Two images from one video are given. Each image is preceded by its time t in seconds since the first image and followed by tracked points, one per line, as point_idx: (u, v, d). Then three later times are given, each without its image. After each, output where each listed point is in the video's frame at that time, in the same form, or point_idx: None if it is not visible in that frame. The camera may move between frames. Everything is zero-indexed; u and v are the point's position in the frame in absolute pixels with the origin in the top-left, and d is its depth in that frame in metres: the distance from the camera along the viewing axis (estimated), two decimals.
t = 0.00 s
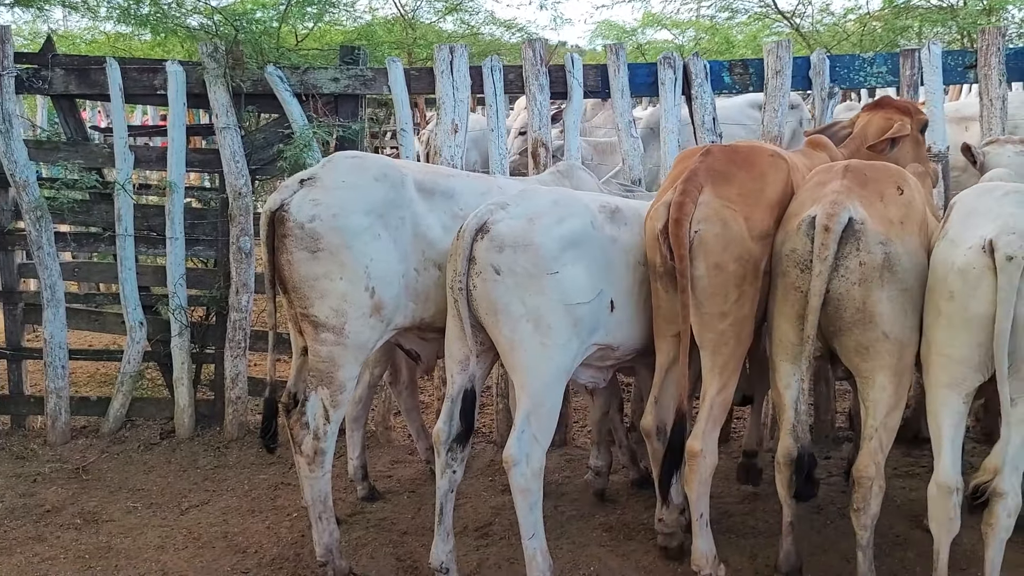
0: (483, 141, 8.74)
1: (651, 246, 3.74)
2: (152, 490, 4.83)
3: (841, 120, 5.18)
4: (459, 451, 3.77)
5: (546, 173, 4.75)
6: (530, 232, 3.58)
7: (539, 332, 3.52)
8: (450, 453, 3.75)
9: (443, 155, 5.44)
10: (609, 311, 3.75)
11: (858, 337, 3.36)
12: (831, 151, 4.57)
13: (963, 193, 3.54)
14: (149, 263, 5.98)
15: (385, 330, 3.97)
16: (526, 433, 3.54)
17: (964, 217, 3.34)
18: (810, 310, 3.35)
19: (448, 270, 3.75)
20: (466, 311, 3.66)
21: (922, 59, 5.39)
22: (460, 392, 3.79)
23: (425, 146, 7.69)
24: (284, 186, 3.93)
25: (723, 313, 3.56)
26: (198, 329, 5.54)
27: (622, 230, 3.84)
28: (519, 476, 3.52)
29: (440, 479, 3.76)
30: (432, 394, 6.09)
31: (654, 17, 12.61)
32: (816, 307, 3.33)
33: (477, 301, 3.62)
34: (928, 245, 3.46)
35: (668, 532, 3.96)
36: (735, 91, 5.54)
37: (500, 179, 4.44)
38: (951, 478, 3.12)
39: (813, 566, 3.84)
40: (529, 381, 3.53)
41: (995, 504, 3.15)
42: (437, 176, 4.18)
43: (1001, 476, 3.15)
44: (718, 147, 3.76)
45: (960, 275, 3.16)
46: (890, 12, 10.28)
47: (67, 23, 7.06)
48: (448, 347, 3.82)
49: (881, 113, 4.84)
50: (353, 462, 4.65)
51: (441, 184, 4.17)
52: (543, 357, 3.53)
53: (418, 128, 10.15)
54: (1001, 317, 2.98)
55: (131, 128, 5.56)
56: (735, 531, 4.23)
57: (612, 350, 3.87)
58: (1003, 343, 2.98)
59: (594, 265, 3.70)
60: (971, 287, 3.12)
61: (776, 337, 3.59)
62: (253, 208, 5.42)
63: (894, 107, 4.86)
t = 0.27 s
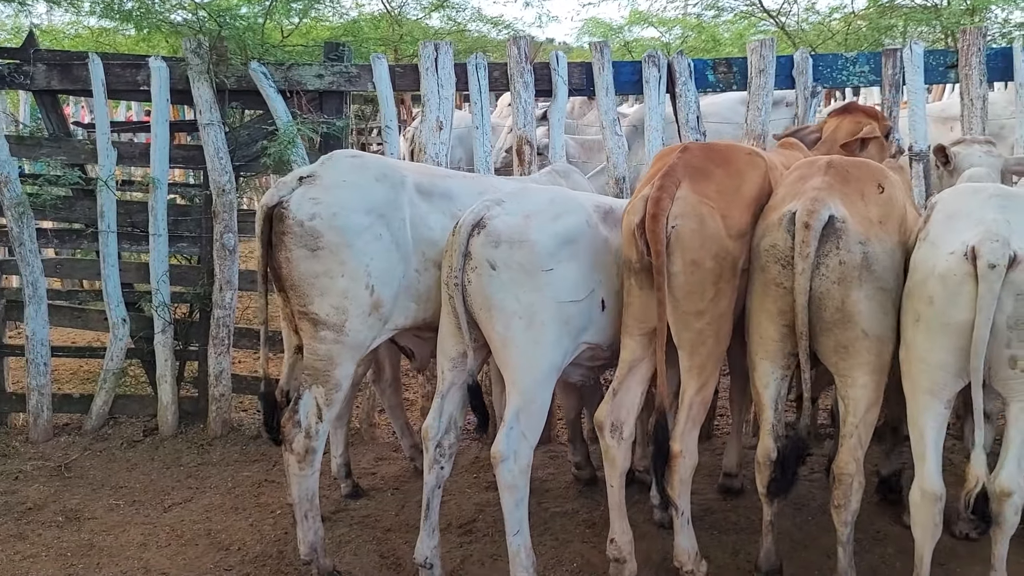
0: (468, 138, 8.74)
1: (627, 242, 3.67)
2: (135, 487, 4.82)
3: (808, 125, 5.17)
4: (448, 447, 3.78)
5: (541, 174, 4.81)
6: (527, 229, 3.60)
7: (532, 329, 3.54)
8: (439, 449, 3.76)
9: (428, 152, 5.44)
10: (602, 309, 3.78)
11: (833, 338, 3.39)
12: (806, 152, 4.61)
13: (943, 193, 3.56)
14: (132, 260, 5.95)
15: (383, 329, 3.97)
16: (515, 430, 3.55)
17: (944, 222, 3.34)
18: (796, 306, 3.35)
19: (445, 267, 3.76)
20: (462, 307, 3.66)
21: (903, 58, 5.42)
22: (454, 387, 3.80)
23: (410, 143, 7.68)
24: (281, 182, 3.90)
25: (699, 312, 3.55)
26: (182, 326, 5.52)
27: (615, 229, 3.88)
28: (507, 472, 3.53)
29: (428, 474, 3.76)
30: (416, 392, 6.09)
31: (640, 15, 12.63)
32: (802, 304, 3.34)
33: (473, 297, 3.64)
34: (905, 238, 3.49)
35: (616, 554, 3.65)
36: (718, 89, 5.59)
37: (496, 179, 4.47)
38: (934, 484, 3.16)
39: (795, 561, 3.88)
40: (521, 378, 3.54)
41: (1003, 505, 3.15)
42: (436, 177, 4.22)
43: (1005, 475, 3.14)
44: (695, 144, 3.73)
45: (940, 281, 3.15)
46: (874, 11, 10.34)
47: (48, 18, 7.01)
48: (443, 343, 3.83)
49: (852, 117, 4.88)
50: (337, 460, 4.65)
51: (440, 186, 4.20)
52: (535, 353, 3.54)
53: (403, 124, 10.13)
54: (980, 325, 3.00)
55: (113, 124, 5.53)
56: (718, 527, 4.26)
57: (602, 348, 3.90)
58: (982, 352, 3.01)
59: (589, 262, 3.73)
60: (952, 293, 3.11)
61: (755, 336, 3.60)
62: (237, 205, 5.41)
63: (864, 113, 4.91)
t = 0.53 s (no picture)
0: (455, 137, 8.77)
1: (602, 243, 3.65)
2: (119, 485, 4.82)
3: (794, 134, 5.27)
4: (435, 445, 3.80)
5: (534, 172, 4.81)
6: (519, 229, 3.64)
7: (523, 328, 3.57)
8: (426, 446, 3.78)
9: (413, 152, 5.47)
10: (591, 308, 3.83)
11: (807, 341, 3.43)
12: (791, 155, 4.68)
13: (932, 199, 3.57)
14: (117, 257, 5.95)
15: (373, 330, 3.99)
16: (502, 428, 3.59)
17: (937, 227, 3.34)
18: (761, 309, 3.42)
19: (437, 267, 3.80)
20: (454, 306, 3.68)
21: (885, 62, 5.47)
22: (442, 385, 3.83)
23: (397, 142, 7.70)
24: (277, 184, 3.96)
25: (676, 313, 3.56)
26: (166, 325, 5.52)
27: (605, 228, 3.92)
28: (493, 470, 3.57)
29: (415, 471, 3.79)
30: (400, 390, 6.12)
31: (628, 15, 12.68)
32: (768, 306, 3.40)
33: (465, 297, 3.66)
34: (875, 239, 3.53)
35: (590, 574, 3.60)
36: (703, 91, 5.62)
37: (491, 178, 4.51)
38: (922, 490, 3.20)
39: (774, 559, 3.92)
40: (509, 377, 3.57)
41: (1010, 529, 3.09)
42: (429, 175, 4.24)
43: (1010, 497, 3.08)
44: (672, 147, 3.81)
45: (936, 287, 3.13)
46: (861, 14, 10.42)
47: (34, 14, 6.99)
48: (435, 342, 3.86)
49: (840, 126, 4.96)
50: (320, 458, 4.67)
51: (435, 185, 4.21)
52: (526, 353, 3.58)
53: (391, 123, 10.15)
54: (980, 334, 2.99)
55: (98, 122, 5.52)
56: (698, 525, 4.31)
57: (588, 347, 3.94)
58: (981, 360, 3.00)
59: (579, 262, 3.76)
60: (949, 300, 3.10)
61: (731, 337, 3.65)
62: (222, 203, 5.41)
63: (846, 122, 5.01)
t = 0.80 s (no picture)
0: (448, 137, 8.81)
1: (578, 245, 3.68)
2: (109, 481, 4.85)
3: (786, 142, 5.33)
4: (420, 441, 3.84)
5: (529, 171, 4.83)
6: (504, 228, 3.69)
7: (505, 326, 3.63)
8: (412, 443, 3.82)
9: (404, 151, 5.50)
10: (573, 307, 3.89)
11: (785, 342, 3.48)
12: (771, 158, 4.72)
13: (912, 200, 3.64)
14: (109, 254, 5.98)
15: (367, 326, 4.03)
16: (486, 424, 3.63)
17: (924, 228, 3.39)
18: (739, 313, 3.45)
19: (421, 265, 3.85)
20: (438, 303, 3.73)
21: (871, 66, 5.54)
22: (427, 382, 3.87)
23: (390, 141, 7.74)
24: (274, 182, 3.98)
25: (654, 312, 3.62)
26: (157, 321, 5.55)
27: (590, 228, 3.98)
28: (479, 466, 3.62)
29: (401, 468, 3.84)
30: (390, 388, 6.16)
31: (621, 17, 12.75)
32: (744, 310, 3.43)
33: (449, 294, 3.71)
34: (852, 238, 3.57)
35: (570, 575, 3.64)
36: (692, 93, 5.68)
37: (483, 178, 4.57)
38: (912, 491, 3.23)
39: (756, 556, 3.97)
40: (492, 374, 3.63)
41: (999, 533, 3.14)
42: (422, 174, 4.29)
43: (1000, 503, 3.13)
44: (650, 148, 3.83)
45: (931, 290, 3.17)
46: (852, 18, 10.49)
47: (28, 12, 7.02)
48: (418, 339, 3.91)
49: (834, 134, 4.99)
50: (310, 455, 4.71)
51: (427, 183, 4.27)
52: (507, 350, 3.63)
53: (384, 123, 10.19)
54: (977, 335, 3.05)
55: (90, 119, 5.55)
56: (683, 523, 4.36)
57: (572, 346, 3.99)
58: (978, 361, 3.06)
59: (561, 261, 3.82)
60: (943, 302, 3.14)
61: (710, 339, 3.70)
62: (214, 201, 5.45)
63: (836, 131, 5.05)
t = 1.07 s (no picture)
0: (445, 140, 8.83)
1: (560, 248, 3.67)
2: (107, 482, 4.86)
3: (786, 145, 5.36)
4: (418, 443, 3.87)
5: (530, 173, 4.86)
6: (499, 230, 3.72)
7: (500, 328, 3.66)
8: (409, 445, 3.84)
9: (403, 155, 5.53)
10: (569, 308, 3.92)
11: (776, 348, 3.50)
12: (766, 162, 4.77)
13: (900, 207, 3.66)
14: (107, 256, 5.98)
15: (366, 328, 4.06)
16: (483, 426, 3.66)
17: (916, 235, 3.42)
18: (731, 320, 3.47)
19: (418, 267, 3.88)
20: (433, 305, 3.76)
21: (866, 72, 5.59)
22: (422, 385, 3.89)
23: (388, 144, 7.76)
24: (276, 185, 4.00)
25: (639, 314, 3.64)
26: (155, 323, 5.56)
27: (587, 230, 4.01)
28: (476, 467, 3.64)
29: (398, 470, 3.86)
30: (387, 390, 6.17)
31: (617, 21, 12.80)
32: (737, 317, 3.45)
33: (445, 296, 3.74)
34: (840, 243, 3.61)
35: None
36: (689, 98, 5.71)
37: (484, 180, 4.59)
38: (905, 496, 3.25)
39: (750, 557, 4.00)
40: (487, 376, 3.66)
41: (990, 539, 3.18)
42: (422, 175, 4.32)
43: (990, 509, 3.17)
44: (634, 152, 3.80)
45: (927, 299, 3.20)
46: (846, 23, 10.55)
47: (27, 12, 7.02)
48: (415, 343, 3.93)
49: (832, 135, 5.03)
50: (309, 457, 4.73)
51: (428, 185, 4.30)
52: (503, 352, 3.66)
53: (381, 125, 10.22)
54: (973, 343, 3.09)
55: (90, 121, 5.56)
56: (679, 525, 4.38)
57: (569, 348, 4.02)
58: (973, 369, 3.11)
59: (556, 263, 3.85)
60: (940, 311, 3.17)
61: (697, 346, 3.72)
62: (213, 203, 5.46)
63: (835, 135, 5.06)
